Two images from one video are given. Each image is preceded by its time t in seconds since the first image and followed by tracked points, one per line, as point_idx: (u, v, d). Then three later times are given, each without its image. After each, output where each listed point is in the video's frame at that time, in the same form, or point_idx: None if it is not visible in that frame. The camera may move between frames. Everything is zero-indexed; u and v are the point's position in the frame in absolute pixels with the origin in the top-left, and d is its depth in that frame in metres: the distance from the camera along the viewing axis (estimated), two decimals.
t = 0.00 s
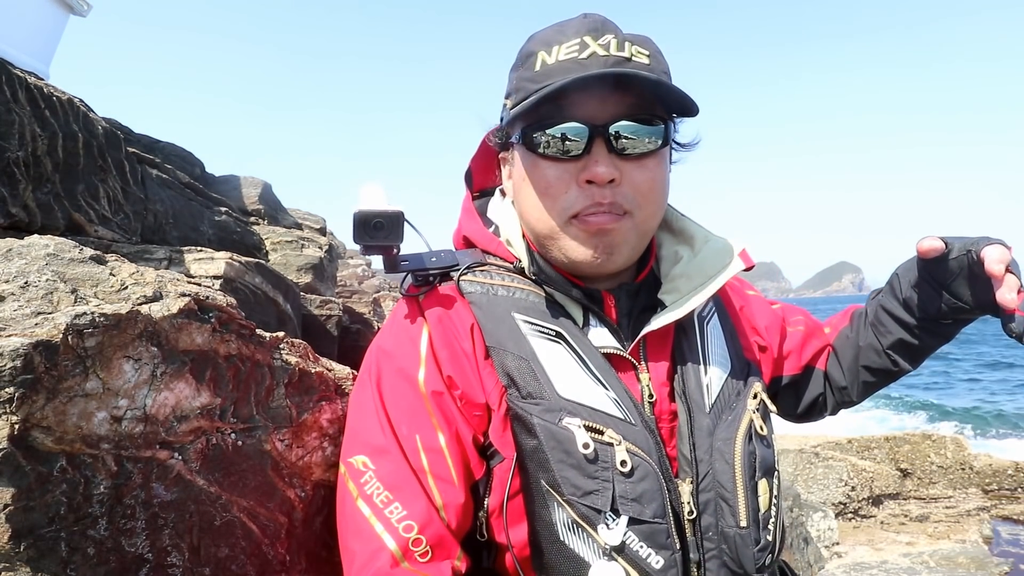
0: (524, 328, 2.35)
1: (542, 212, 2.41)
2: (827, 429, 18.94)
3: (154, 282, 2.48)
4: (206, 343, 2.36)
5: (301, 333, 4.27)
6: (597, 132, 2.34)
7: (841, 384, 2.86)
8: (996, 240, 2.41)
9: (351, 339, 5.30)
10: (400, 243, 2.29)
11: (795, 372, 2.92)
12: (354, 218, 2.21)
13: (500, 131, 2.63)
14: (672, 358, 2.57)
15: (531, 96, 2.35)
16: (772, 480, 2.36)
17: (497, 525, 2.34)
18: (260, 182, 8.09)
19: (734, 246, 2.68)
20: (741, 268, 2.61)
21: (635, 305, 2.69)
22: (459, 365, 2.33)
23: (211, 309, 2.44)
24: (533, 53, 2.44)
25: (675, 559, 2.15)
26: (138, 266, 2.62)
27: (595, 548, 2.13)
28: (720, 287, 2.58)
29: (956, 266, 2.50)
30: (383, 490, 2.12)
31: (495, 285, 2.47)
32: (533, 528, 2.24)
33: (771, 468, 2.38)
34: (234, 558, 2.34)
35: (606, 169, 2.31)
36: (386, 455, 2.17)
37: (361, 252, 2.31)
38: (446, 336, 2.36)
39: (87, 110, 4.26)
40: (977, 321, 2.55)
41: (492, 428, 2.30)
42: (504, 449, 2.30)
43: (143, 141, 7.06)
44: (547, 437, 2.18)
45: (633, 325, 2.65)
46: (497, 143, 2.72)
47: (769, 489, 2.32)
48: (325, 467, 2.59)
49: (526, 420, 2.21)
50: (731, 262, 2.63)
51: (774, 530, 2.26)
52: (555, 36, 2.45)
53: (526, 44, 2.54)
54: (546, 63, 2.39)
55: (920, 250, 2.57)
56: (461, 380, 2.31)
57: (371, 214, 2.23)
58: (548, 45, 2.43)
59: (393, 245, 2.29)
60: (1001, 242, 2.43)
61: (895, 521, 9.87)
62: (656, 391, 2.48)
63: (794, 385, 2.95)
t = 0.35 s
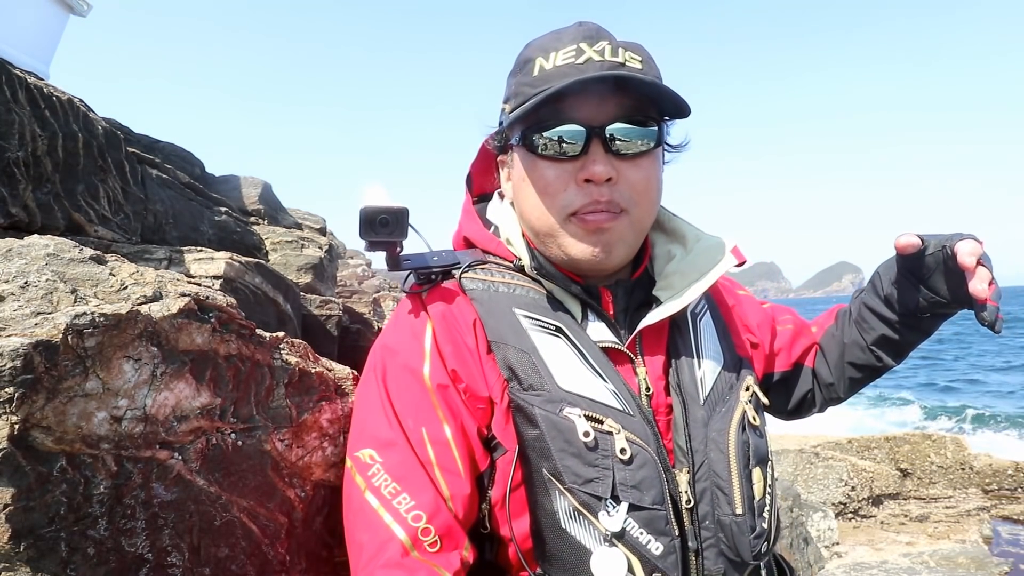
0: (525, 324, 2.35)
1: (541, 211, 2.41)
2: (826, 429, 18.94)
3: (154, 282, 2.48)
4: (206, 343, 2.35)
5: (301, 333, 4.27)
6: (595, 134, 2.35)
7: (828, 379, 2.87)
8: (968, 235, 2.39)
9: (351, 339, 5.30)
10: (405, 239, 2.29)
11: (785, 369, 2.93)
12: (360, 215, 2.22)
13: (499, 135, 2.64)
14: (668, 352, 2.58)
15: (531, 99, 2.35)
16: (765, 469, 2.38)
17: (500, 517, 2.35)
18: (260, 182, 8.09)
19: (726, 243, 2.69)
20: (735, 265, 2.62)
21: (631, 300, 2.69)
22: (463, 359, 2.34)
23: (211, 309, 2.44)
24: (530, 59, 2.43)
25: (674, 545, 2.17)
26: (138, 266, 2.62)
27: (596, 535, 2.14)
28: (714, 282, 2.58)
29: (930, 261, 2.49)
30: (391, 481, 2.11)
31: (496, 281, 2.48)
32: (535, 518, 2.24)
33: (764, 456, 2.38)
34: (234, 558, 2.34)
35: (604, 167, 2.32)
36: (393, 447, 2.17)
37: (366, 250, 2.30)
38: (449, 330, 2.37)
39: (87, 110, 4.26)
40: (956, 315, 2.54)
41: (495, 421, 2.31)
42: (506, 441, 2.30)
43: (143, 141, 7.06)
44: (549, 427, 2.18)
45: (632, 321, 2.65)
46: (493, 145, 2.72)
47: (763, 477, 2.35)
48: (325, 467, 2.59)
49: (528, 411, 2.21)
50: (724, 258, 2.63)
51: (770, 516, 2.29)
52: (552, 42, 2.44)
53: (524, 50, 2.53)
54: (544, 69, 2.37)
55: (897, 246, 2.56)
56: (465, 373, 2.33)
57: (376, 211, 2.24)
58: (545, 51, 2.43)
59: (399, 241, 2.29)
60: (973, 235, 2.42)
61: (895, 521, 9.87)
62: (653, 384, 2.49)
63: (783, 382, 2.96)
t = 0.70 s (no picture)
0: (529, 324, 2.36)
1: (556, 223, 2.41)
2: (826, 429, 18.94)
3: (154, 282, 2.49)
4: (206, 343, 2.36)
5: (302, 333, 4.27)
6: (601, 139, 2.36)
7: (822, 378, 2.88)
8: (962, 237, 2.40)
9: (351, 339, 5.30)
10: (407, 248, 2.36)
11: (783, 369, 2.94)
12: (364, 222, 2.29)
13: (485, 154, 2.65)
14: (669, 352, 2.58)
15: (536, 113, 2.35)
16: (767, 467, 2.37)
17: (506, 518, 2.35)
18: (260, 182, 8.10)
19: (729, 246, 2.67)
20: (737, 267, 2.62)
21: (632, 302, 2.70)
22: (467, 362, 2.36)
23: (211, 309, 2.44)
24: (513, 74, 2.48)
25: (679, 542, 2.16)
26: (138, 266, 2.62)
27: (602, 532, 2.14)
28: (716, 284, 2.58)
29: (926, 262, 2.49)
30: (397, 481, 2.12)
31: (499, 283, 2.50)
32: (541, 515, 2.24)
33: (766, 454, 2.38)
34: (234, 558, 2.34)
35: (616, 170, 2.34)
36: (399, 448, 2.17)
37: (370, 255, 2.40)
38: (453, 334, 2.39)
39: (87, 110, 4.26)
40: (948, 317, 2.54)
41: (500, 422, 2.32)
42: (511, 441, 2.30)
43: (143, 141, 7.06)
44: (555, 425, 2.19)
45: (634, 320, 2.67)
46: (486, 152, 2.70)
47: (765, 475, 2.34)
48: (325, 467, 2.60)
49: (535, 409, 2.22)
50: (726, 260, 2.62)
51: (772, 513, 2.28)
52: (531, 52, 2.50)
53: (501, 67, 2.57)
54: (531, 81, 2.42)
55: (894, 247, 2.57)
56: (469, 376, 2.34)
57: (380, 219, 2.30)
58: (528, 64, 2.47)
59: (401, 249, 2.36)
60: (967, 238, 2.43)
61: (895, 521, 9.87)
62: (657, 383, 2.50)
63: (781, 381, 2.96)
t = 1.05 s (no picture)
0: (523, 330, 2.36)
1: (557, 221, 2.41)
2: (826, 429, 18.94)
3: (154, 282, 2.49)
4: (206, 343, 2.35)
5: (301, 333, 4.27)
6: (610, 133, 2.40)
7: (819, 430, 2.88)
8: None
9: (351, 339, 5.29)
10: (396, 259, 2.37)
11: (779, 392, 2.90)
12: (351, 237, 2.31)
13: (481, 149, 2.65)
14: (666, 353, 2.60)
15: (547, 107, 2.36)
16: (766, 468, 2.36)
17: (501, 527, 2.36)
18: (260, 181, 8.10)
19: (724, 243, 2.66)
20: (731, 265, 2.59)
21: (627, 305, 2.72)
22: (459, 371, 2.36)
23: (211, 309, 2.44)
24: (519, 68, 2.49)
25: (679, 545, 2.15)
26: (138, 266, 2.62)
27: (602, 537, 2.13)
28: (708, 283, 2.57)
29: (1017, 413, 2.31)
30: (389, 491, 2.14)
31: (491, 290, 2.49)
32: (540, 522, 2.25)
33: (766, 454, 2.36)
34: (234, 558, 2.34)
35: (619, 169, 2.36)
36: (390, 458, 2.19)
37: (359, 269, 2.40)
38: (445, 343, 2.40)
39: (87, 110, 4.26)
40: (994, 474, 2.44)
41: (494, 429, 2.33)
42: (506, 448, 2.32)
43: (143, 141, 7.06)
44: (552, 430, 2.18)
45: (626, 325, 2.69)
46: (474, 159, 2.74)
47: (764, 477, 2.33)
48: (325, 467, 2.59)
49: (531, 414, 2.22)
50: (719, 260, 2.61)
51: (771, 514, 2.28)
52: (536, 48, 2.50)
53: (502, 60, 2.57)
54: (537, 75, 2.43)
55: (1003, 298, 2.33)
56: (461, 385, 2.34)
57: (366, 234, 2.31)
58: (533, 57, 2.48)
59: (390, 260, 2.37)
60: None
61: (895, 521, 9.86)
62: (653, 386, 2.51)
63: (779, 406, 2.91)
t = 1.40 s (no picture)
0: (520, 326, 2.36)
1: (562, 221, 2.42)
2: (826, 429, 18.93)
3: (154, 282, 2.49)
4: (206, 343, 2.35)
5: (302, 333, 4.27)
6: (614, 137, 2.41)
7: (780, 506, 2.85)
8: None
9: (351, 339, 5.29)
10: (399, 246, 2.40)
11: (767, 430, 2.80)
12: (355, 221, 2.34)
13: (481, 152, 2.62)
14: (665, 352, 2.61)
15: (555, 109, 2.36)
16: (763, 465, 2.36)
17: (500, 520, 2.37)
18: (260, 182, 8.10)
19: (723, 245, 2.67)
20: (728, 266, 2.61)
21: (627, 307, 2.72)
22: (459, 365, 2.36)
23: (211, 309, 2.44)
24: (519, 72, 2.48)
25: (674, 540, 2.16)
26: (138, 266, 2.62)
27: (597, 531, 2.14)
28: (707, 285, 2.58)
29: None
30: (387, 486, 2.15)
31: (491, 285, 2.50)
32: (537, 517, 2.25)
33: (761, 452, 2.37)
34: (234, 558, 2.34)
35: (623, 168, 2.38)
36: (387, 452, 2.20)
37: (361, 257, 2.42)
38: (445, 337, 2.39)
39: (87, 110, 4.26)
40: None
41: (493, 424, 2.34)
42: (504, 443, 2.33)
43: (143, 141, 7.06)
44: (549, 425, 2.18)
45: (626, 324, 2.69)
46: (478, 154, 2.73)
47: (760, 474, 2.33)
48: (325, 467, 2.59)
49: (528, 410, 2.21)
50: (717, 260, 2.63)
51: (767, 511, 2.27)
52: (535, 51, 2.50)
53: (500, 64, 2.56)
54: (537, 78, 2.43)
55: None
56: (461, 380, 2.34)
57: (371, 219, 2.36)
58: (533, 61, 2.48)
59: (393, 248, 2.40)
60: None
61: (895, 521, 9.86)
62: (650, 384, 2.50)
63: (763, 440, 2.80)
